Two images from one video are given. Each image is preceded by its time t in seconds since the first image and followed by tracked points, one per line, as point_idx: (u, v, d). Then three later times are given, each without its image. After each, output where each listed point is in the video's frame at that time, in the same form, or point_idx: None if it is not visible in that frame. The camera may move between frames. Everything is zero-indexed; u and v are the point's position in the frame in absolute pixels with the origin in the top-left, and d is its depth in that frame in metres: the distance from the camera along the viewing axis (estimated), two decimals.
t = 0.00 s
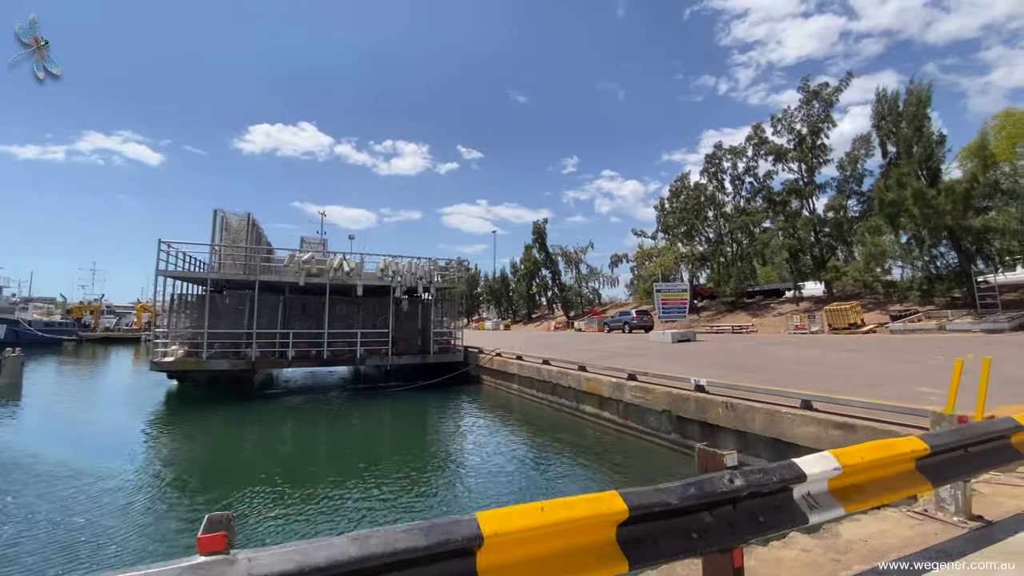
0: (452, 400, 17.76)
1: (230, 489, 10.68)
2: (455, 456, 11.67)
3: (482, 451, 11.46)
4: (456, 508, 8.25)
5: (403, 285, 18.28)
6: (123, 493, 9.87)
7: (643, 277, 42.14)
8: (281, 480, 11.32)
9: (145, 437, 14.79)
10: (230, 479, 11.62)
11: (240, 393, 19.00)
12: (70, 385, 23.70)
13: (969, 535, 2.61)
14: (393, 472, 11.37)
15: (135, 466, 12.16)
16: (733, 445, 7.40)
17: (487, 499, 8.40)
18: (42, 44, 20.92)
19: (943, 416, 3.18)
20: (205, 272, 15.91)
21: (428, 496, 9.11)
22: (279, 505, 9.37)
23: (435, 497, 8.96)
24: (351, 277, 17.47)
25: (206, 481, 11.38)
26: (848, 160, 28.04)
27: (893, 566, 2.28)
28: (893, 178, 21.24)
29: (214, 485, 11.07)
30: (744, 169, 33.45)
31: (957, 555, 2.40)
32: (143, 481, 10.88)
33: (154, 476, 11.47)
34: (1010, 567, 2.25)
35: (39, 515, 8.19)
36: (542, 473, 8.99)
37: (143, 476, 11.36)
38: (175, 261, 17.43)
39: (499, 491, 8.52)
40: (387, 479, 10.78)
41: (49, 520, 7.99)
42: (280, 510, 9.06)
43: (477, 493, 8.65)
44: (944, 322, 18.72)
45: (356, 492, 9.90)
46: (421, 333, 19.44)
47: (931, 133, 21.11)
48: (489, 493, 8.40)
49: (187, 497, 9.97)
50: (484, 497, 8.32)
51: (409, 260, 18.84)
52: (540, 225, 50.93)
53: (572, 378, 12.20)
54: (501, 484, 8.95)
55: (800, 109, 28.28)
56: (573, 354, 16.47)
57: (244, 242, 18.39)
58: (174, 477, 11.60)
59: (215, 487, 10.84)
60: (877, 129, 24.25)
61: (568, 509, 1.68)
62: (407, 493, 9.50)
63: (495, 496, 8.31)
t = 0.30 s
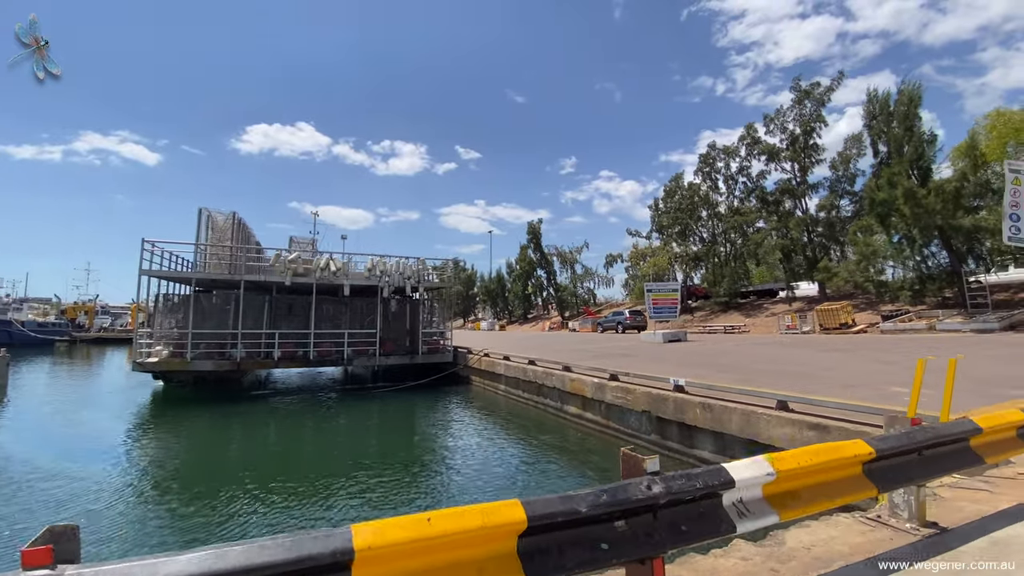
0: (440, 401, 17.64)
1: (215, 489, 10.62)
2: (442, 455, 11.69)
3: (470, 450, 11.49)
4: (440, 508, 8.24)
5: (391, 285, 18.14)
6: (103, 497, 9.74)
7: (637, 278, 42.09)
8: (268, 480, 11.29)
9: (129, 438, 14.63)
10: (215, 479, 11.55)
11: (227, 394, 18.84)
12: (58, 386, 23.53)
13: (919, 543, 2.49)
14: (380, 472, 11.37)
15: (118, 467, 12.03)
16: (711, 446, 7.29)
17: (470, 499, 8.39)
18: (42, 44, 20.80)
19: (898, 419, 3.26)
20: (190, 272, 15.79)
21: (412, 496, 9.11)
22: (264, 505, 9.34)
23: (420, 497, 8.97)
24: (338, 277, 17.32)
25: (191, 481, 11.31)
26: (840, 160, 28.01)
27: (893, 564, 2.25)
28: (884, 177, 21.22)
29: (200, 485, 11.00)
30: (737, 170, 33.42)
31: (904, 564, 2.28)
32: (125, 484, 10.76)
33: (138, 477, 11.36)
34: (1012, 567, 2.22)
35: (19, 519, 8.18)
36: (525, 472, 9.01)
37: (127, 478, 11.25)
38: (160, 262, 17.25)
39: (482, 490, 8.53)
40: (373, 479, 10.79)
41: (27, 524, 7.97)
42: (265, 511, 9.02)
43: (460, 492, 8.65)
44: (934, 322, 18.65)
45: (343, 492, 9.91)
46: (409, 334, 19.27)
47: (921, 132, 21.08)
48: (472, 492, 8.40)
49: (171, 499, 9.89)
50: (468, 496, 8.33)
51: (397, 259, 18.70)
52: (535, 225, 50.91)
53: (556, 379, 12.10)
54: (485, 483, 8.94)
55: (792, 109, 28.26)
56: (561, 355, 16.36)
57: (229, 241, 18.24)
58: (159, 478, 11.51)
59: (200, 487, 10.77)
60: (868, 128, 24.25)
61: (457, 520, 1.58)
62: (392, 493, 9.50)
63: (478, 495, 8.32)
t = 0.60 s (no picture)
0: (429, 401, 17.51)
1: (201, 492, 10.49)
2: (432, 453, 11.66)
3: (458, 448, 11.46)
4: (426, 510, 8.15)
5: (380, 284, 17.97)
6: (81, 505, 9.53)
7: (632, 278, 41.98)
8: (255, 481, 11.19)
9: (112, 440, 14.43)
10: (202, 480, 11.45)
11: (214, 394, 18.66)
12: (46, 386, 23.36)
13: (875, 557, 2.34)
14: (367, 473, 11.30)
15: (101, 471, 11.84)
16: (691, 449, 7.16)
17: (456, 500, 8.35)
18: (42, 44, 20.59)
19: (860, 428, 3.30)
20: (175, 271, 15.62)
21: (399, 497, 9.03)
22: (250, 508, 9.22)
23: (406, 499, 8.89)
24: (326, 277, 17.16)
25: (177, 483, 11.16)
26: (835, 159, 27.91)
27: (893, 564, 2.29)
28: (877, 177, 21.15)
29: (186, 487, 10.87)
30: (732, 169, 33.31)
31: None
32: (107, 489, 10.57)
33: (121, 481, 11.19)
34: (1011, 567, 2.28)
35: None
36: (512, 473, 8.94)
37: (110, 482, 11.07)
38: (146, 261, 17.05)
39: (469, 491, 8.44)
40: (360, 479, 10.70)
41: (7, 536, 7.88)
42: (251, 515, 8.91)
43: (447, 494, 8.56)
44: (926, 322, 18.56)
45: (329, 494, 9.81)
46: (399, 334, 19.10)
47: (914, 132, 20.99)
48: (459, 493, 8.31)
49: (155, 503, 9.74)
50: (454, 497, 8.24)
51: (386, 259, 18.52)
52: (531, 224, 50.83)
53: (542, 379, 11.96)
54: (471, 484, 8.91)
55: (786, 109, 28.18)
56: (550, 355, 16.24)
57: (216, 240, 18.05)
58: (144, 480, 11.34)
59: (185, 490, 10.63)
60: (862, 128, 24.17)
61: (341, 542, 1.44)
62: (379, 494, 9.42)
63: (465, 497, 8.23)
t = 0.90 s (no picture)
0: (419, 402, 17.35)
1: (189, 493, 10.29)
2: (420, 453, 11.58)
3: (447, 448, 11.37)
4: (410, 512, 8.07)
5: (369, 284, 17.75)
6: (64, 507, 9.30)
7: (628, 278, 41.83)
8: (243, 482, 11.00)
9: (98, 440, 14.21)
10: (190, 480, 11.38)
11: (202, 394, 18.49)
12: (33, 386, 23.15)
13: (830, 574, 2.19)
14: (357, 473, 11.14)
15: (85, 472, 11.63)
16: (672, 452, 7.01)
17: (440, 501, 8.27)
18: (42, 44, 20.41)
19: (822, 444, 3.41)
20: (161, 270, 15.43)
21: (388, 499, 8.87)
22: (238, 510, 9.05)
23: (396, 501, 8.74)
24: (315, 276, 17.00)
25: (164, 484, 11.00)
26: (830, 159, 27.77)
27: (895, 564, 2.30)
28: (871, 177, 21.00)
29: (173, 488, 10.66)
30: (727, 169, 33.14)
31: None
32: (92, 491, 10.35)
33: (108, 483, 10.96)
34: (1012, 567, 2.29)
35: None
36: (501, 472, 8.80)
37: (95, 484, 10.84)
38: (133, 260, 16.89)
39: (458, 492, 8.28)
40: (350, 480, 10.55)
41: None
42: (240, 517, 8.73)
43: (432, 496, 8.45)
44: (920, 323, 18.46)
45: (319, 495, 9.65)
46: (389, 334, 18.93)
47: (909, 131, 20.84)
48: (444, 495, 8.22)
49: (141, 505, 9.53)
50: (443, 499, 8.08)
51: (376, 258, 18.31)
52: (527, 224, 50.67)
53: (529, 380, 11.82)
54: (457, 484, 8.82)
55: (781, 108, 28.05)
56: (541, 355, 16.09)
57: (204, 239, 17.86)
58: (131, 482, 11.11)
59: (172, 491, 10.46)
60: (857, 127, 24.04)
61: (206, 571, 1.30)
62: (369, 495, 9.26)
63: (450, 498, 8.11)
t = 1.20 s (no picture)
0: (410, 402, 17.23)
1: (177, 495, 10.12)
2: (409, 453, 11.57)
3: (435, 448, 11.38)
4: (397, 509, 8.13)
5: (359, 284, 17.61)
6: (46, 510, 9.10)
7: (624, 278, 41.79)
8: (232, 484, 10.84)
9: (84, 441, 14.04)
10: (180, 479, 11.39)
11: (191, 395, 18.37)
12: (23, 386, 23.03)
13: None
14: (347, 474, 11.02)
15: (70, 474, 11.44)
16: (653, 454, 6.91)
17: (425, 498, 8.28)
18: (42, 44, 20.23)
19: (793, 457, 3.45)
20: (149, 270, 15.29)
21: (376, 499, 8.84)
22: (227, 512, 8.90)
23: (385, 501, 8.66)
24: (304, 276, 16.85)
25: (154, 483, 11.03)
26: (825, 159, 27.71)
27: (892, 565, 2.34)
28: (865, 176, 20.94)
29: (161, 490, 10.49)
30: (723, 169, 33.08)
31: None
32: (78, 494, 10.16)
33: (95, 485, 10.79)
34: (1012, 567, 2.31)
35: None
36: (489, 472, 8.71)
37: (82, 486, 10.66)
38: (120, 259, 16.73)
39: (448, 490, 8.15)
40: (340, 481, 10.43)
41: None
42: (229, 515, 8.73)
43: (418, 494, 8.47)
44: (913, 323, 18.42)
45: (309, 496, 9.52)
46: (379, 334, 18.79)
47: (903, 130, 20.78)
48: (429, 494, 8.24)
49: (126, 507, 9.34)
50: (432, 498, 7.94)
51: (366, 257, 18.17)
52: (523, 224, 50.61)
53: (515, 380, 11.71)
54: (443, 481, 8.84)
55: (776, 107, 27.99)
56: (532, 355, 15.99)
57: (193, 238, 17.71)
58: (121, 482, 11.08)
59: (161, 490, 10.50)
60: (851, 127, 24.00)
61: None
62: (358, 496, 9.18)
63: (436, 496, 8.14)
